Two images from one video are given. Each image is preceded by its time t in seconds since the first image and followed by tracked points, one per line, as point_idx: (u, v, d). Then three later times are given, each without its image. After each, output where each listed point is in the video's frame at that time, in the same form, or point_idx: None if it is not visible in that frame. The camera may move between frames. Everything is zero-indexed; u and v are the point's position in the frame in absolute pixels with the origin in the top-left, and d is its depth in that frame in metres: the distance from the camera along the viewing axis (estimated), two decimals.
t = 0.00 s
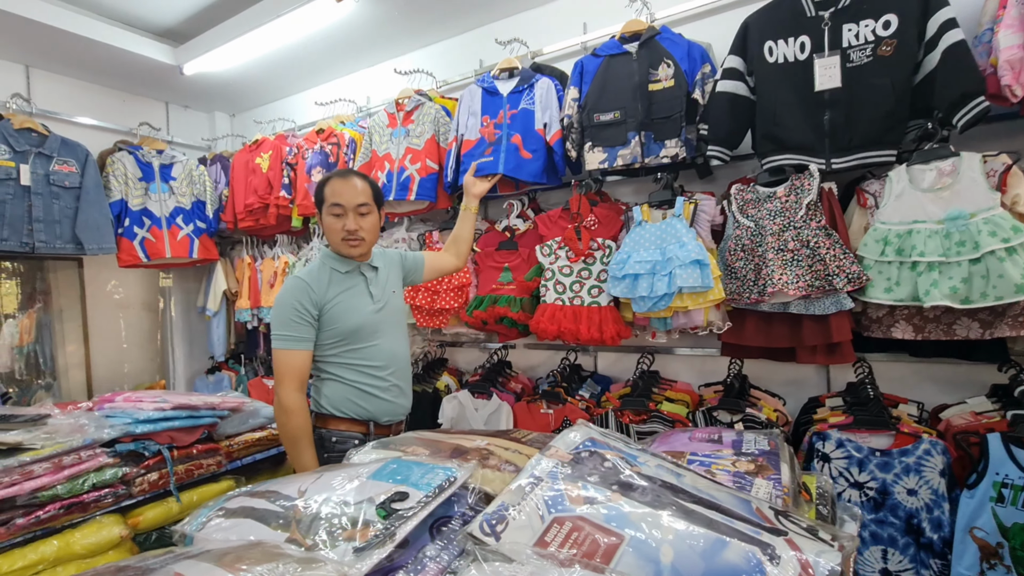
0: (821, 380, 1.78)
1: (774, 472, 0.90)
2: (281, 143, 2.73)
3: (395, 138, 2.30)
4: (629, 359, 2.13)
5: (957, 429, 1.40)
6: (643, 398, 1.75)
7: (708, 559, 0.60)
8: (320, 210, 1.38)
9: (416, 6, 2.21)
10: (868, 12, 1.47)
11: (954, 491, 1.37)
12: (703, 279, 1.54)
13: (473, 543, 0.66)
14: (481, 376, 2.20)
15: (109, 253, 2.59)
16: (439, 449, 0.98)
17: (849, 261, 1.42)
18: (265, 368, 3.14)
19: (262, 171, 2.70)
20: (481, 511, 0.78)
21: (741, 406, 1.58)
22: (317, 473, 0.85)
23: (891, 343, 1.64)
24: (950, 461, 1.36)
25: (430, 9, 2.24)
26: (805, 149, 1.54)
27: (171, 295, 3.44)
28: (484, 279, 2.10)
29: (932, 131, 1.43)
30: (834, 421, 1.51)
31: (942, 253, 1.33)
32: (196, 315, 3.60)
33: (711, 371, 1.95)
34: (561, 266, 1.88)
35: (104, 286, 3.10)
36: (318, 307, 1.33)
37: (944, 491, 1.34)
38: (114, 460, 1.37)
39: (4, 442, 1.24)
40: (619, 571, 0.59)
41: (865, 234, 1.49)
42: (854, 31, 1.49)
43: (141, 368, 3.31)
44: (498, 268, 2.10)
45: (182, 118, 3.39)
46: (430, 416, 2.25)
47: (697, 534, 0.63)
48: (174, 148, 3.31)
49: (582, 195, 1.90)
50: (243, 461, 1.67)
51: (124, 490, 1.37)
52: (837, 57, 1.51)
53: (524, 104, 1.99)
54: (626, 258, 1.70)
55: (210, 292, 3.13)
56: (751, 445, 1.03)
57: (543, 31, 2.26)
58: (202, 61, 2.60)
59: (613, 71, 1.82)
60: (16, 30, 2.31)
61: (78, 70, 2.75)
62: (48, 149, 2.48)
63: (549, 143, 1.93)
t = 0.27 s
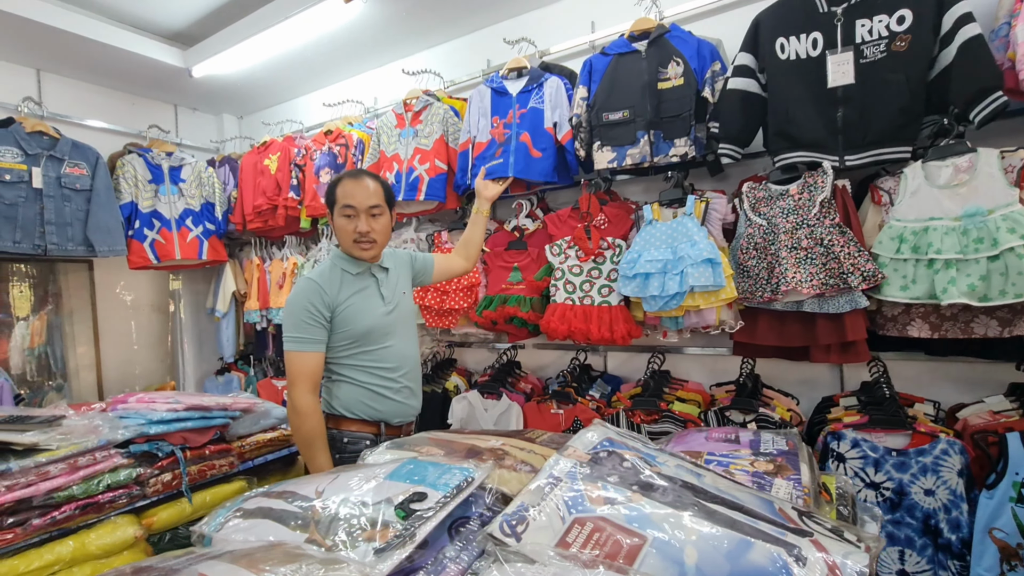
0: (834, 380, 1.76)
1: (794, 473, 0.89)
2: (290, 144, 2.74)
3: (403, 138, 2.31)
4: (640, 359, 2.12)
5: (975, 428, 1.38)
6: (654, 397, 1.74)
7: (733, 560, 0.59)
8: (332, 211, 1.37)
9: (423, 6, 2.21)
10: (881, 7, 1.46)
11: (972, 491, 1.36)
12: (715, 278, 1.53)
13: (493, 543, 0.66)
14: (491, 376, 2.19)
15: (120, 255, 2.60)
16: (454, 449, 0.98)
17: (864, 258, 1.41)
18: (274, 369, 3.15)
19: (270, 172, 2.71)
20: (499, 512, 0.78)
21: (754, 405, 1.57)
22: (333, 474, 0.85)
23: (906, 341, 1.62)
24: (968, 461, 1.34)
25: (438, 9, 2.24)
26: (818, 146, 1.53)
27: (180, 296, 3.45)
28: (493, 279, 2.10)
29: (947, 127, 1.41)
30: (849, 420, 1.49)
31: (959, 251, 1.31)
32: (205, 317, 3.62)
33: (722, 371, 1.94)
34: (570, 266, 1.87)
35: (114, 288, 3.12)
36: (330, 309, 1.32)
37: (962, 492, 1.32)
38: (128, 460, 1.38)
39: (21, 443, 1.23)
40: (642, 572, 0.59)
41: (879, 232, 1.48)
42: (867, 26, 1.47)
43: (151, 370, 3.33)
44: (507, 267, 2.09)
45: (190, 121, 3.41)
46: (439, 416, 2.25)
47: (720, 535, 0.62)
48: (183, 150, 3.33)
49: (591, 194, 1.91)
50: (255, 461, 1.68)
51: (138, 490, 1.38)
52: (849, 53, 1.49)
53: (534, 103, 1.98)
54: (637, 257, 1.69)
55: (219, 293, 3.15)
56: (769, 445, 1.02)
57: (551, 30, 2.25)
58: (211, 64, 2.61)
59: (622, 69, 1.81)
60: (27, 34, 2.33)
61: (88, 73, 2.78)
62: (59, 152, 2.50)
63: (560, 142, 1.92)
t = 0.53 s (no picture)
0: (843, 379, 1.75)
1: (805, 469, 0.89)
2: (298, 144, 2.76)
3: (411, 137, 2.32)
4: (647, 357, 2.12)
5: (985, 428, 1.37)
6: (662, 396, 1.74)
7: (745, 553, 0.59)
8: (341, 209, 1.38)
9: (432, 6, 2.22)
10: (891, 5, 1.46)
11: (983, 490, 1.35)
12: (723, 276, 1.53)
13: (506, 536, 0.66)
14: (498, 374, 2.20)
15: (130, 253, 2.63)
16: (464, 444, 0.99)
17: (874, 256, 1.40)
18: (282, 367, 3.17)
19: (279, 171, 2.73)
20: (511, 506, 0.78)
21: (762, 404, 1.56)
22: (346, 468, 0.86)
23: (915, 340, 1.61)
24: (979, 460, 1.33)
25: (446, 9, 2.25)
26: (827, 144, 1.53)
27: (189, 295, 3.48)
28: (501, 278, 2.10)
29: (958, 125, 1.41)
30: (858, 419, 1.49)
31: (970, 249, 1.30)
32: (213, 315, 3.64)
33: (730, 369, 1.94)
34: (578, 264, 1.88)
35: (124, 287, 3.15)
36: (339, 308, 1.33)
37: (973, 491, 1.32)
38: (141, 455, 1.39)
39: (36, 437, 1.24)
40: (654, 564, 0.59)
41: (889, 231, 1.47)
42: (877, 24, 1.47)
43: (161, 368, 3.36)
44: (515, 266, 2.09)
45: (199, 121, 3.44)
46: (447, 414, 2.26)
47: (732, 530, 0.62)
48: (192, 150, 3.36)
49: (599, 192, 1.92)
50: (265, 458, 1.69)
51: (151, 485, 1.39)
52: (859, 51, 1.49)
53: (541, 102, 1.99)
54: (645, 255, 1.69)
55: (228, 292, 3.17)
56: (779, 442, 1.03)
57: (558, 30, 2.25)
58: (221, 64, 2.63)
59: (630, 69, 1.81)
60: (40, 35, 2.35)
61: (99, 74, 2.81)
62: (71, 151, 2.53)
63: (567, 140, 1.92)
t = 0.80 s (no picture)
0: (850, 378, 1.75)
1: (812, 468, 0.90)
2: (305, 144, 2.78)
3: (417, 137, 2.33)
4: (653, 357, 2.13)
5: (994, 428, 1.37)
6: (667, 395, 1.75)
7: (753, 551, 0.60)
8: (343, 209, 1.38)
9: (438, 7, 2.23)
10: (900, 4, 1.45)
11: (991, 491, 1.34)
12: (730, 276, 1.53)
13: (515, 533, 0.67)
14: (504, 374, 2.21)
15: (139, 253, 2.66)
16: (472, 442, 1.00)
17: (882, 256, 1.40)
18: (289, 366, 3.20)
19: (286, 172, 2.75)
20: (519, 503, 0.79)
21: (768, 404, 1.57)
22: (356, 465, 0.87)
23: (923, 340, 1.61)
24: (987, 461, 1.33)
25: (452, 9, 2.25)
26: (835, 144, 1.52)
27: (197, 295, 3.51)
28: (507, 277, 2.11)
29: (967, 124, 1.41)
30: (865, 419, 1.48)
31: (979, 248, 1.30)
32: (221, 315, 3.67)
33: (736, 369, 1.94)
34: (584, 264, 1.88)
35: (133, 286, 3.17)
36: (343, 307, 1.34)
37: (981, 491, 1.31)
38: (152, 453, 1.41)
39: (49, 435, 1.26)
40: (663, 561, 0.60)
41: (897, 230, 1.47)
42: (885, 23, 1.47)
43: (169, 366, 3.39)
44: (521, 265, 2.10)
45: (207, 121, 3.47)
46: (453, 413, 2.27)
47: (740, 528, 0.63)
48: (200, 150, 3.39)
49: (605, 192, 1.92)
50: (272, 456, 1.72)
51: (161, 482, 1.41)
52: (867, 50, 1.48)
53: (549, 103, 1.99)
54: (651, 255, 1.69)
55: (235, 291, 3.20)
56: (787, 441, 1.03)
57: (564, 30, 2.26)
58: (229, 65, 2.65)
59: (636, 68, 1.81)
60: (50, 37, 2.38)
61: (109, 75, 2.83)
62: (82, 152, 2.55)
63: (575, 141, 1.93)
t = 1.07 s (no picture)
0: (855, 378, 1.74)
1: (818, 468, 0.89)
2: (309, 144, 2.78)
3: (421, 137, 2.33)
4: (657, 356, 2.12)
5: (1001, 428, 1.36)
6: (672, 395, 1.74)
7: (760, 551, 0.60)
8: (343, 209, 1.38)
9: (442, 6, 2.22)
10: (907, 1, 1.44)
11: (999, 492, 1.33)
12: (734, 275, 1.52)
13: (520, 531, 0.67)
14: (508, 373, 2.21)
15: (145, 252, 2.67)
16: (477, 441, 1.00)
17: (888, 255, 1.39)
18: (293, 365, 3.21)
19: (290, 171, 2.75)
20: (524, 502, 0.79)
21: (774, 404, 1.56)
22: (361, 463, 0.87)
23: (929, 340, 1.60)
24: (995, 461, 1.32)
25: (456, 8, 2.25)
26: (841, 142, 1.51)
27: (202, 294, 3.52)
28: (511, 276, 2.11)
29: (974, 122, 1.40)
30: (871, 419, 1.48)
31: (987, 247, 1.29)
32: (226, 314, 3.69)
33: (741, 369, 1.93)
34: (588, 263, 1.88)
35: (139, 285, 3.19)
36: (343, 306, 1.35)
37: (988, 492, 1.30)
38: (158, 451, 1.42)
39: (57, 433, 1.27)
40: (668, 560, 0.59)
41: (904, 228, 1.46)
42: (891, 21, 1.46)
43: (174, 365, 3.41)
44: (525, 265, 2.10)
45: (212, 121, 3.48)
46: (456, 412, 2.27)
47: (746, 527, 0.62)
48: (205, 150, 3.41)
49: (609, 191, 1.91)
50: (277, 454, 1.73)
51: (167, 480, 1.42)
52: (874, 48, 1.48)
53: (552, 101, 1.99)
54: (656, 254, 1.68)
55: (240, 290, 3.22)
56: (792, 441, 1.03)
57: (569, 28, 2.25)
58: (234, 65, 2.66)
59: (641, 67, 1.81)
60: (56, 37, 2.39)
61: (115, 75, 2.85)
62: (88, 152, 2.57)
63: (576, 139, 1.92)
